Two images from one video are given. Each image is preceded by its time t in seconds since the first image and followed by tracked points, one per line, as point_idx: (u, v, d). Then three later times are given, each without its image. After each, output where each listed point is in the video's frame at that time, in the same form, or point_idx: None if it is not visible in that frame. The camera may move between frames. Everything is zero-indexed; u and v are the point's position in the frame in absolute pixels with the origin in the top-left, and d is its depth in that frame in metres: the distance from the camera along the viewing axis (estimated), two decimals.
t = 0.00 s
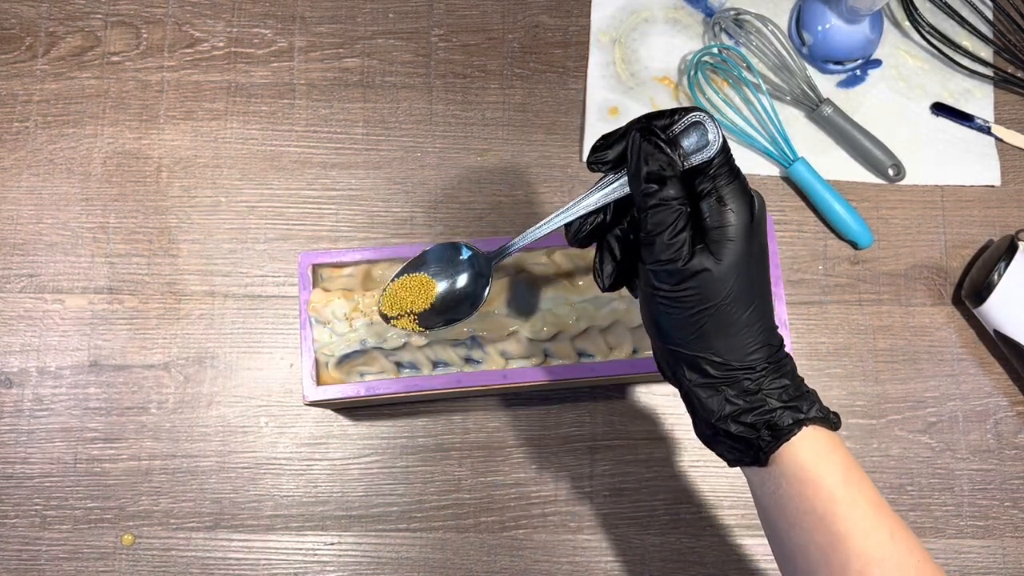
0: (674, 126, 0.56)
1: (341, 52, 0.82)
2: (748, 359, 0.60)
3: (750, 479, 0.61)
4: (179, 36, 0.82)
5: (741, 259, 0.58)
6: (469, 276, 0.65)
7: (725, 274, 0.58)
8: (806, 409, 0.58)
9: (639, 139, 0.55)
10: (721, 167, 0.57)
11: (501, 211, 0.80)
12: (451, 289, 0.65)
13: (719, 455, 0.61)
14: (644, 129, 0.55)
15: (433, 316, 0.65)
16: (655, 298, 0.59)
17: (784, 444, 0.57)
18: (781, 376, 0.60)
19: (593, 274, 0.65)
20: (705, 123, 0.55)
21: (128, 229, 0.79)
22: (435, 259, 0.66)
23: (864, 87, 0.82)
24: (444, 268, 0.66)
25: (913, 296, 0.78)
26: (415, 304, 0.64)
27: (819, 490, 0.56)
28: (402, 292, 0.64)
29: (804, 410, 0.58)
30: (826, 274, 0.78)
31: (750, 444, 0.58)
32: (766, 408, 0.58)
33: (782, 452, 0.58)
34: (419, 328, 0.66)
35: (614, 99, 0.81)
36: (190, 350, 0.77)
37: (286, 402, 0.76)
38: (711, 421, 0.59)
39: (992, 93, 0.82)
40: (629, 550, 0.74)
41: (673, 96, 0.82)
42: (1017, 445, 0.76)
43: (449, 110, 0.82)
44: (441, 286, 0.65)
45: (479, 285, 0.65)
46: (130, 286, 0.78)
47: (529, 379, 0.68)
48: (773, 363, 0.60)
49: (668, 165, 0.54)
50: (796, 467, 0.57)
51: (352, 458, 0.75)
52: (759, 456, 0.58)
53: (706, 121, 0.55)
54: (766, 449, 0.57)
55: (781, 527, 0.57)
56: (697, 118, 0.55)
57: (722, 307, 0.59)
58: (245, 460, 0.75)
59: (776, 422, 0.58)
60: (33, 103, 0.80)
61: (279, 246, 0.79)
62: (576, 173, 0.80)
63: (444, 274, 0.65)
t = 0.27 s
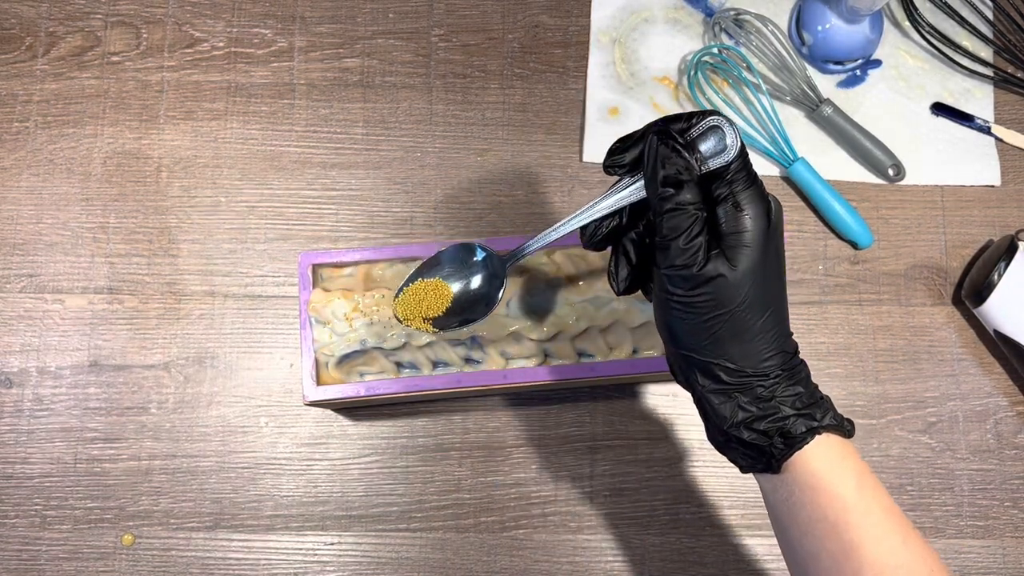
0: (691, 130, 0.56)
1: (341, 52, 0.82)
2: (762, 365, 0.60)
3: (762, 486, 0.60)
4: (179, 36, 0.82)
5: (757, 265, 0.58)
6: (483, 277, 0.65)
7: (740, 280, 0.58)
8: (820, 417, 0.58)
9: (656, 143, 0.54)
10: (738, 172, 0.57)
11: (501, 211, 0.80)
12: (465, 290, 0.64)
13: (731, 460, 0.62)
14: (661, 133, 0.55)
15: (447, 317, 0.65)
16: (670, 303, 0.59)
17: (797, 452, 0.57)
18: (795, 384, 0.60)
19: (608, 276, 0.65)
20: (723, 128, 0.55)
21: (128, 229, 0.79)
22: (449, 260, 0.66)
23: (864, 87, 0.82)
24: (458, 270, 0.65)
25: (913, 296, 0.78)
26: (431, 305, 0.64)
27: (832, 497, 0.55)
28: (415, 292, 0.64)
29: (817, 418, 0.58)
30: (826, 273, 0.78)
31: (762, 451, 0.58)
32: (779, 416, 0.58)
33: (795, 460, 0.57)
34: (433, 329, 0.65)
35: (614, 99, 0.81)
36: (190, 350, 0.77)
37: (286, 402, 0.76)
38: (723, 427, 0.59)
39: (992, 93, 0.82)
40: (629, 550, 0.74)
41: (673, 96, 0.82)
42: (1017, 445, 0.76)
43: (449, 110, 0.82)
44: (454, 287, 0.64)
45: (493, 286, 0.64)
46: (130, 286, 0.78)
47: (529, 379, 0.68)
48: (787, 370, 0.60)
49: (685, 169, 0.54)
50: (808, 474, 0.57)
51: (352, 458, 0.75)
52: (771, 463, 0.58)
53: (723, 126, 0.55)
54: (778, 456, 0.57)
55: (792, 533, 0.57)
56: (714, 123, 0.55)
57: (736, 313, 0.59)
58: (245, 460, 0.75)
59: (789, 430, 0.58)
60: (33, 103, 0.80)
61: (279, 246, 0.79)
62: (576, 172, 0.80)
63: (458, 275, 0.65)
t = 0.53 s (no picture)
0: (710, 129, 0.57)
1: (341, 52, 0.82)
2: (773, 365, 0.60)
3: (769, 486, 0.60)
4: (179, 36, 0.82)
5: (770, 265, 0.58)
6: (493, 267, 0.65)
7: (753, 279, 0.58)
8: (829, 418, 0.59)
9: (674, 140, 0.55)
10: (755, 172, 0.57)
11: (501, 211, 0.80)
12: (475, 280, 0.65)
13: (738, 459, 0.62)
14: (679, 130, 0.56)
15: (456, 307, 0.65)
16: (682, 300, 0.59)
17: (805, 452, 0.57)
18: (805, 384, 0.60)
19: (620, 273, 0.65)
20: (742, 128, 0.56)
21: (128, 229, 0.79)
22: (461, 250, 0.66)
23: (864, 87, 0.82)
24: (470, 260, 0.65)
25: (913, 296, 0.78)
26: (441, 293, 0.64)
27: (840, 498, 0.55)
28: (426, 279, 0.64)
29: (827, 419, 0.58)
30: (826, 273, 0.78)
31: (770, 451, 0.59)
32: (789, 416, 0.59)
33: (803, 460, 0.58)
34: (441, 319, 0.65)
35: (614, 99, 0.81)
36: (190, 350, 0.77)
37: (286, 402, 0.76)
38: (732, 425, 0.60)
39: (992, 93, 0.82)
40: (629, 550, 0.74)
41: (673, 96, 0.82)
42: (1017, 445, 0.76)
43: (449, 110, 0.82)
44: (464, 277, 0.64)
45: (503, 277, 0.65)
46: (130, 286, 0.78)
47: (529, 379, 0.68)
48: (797, 370, 0.60)
49: (702, 167, 0.55)
50: (817, 475, 0.57)
51: (352, 458, 0.75)
52: (779, 463, 0.58)
53: (743, 124, 0.56)
54: (787, 456, 0.57)
55: (798, 534, 0.57)
56: (732, 122, 0.56)
57: (748, 312, 0.59)
58: (245, 460, 0.75)
59: (798, 430, 0.58)
60: (33, 103, 0.80)
61: (279, 246, 0.79)
62: (576, 172, 0.80)
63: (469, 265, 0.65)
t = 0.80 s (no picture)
0: (726, 136, 0.57)
1: (341, 52, 0.82)
2: (786, 373, 0.60)
3: (779, 493, 0.60)
4: (179, 36, 0.82)
5: (785, 272, 0.58)
6: (507, 267, 0.65)
7: (767, 287, 0.58)
8: (841, 426, 0.59)
9: (690, 146, 0.55)
10: (771, 179, 0.57)
11: (501, 211, 0.80)
12: (488, 281, 0.65)
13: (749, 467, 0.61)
14: (695, 136, 0.56)
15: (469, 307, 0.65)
16: (696, 306, 0.59)
17: (818, 460, 0.57)
18: (818, 393, 0.60)
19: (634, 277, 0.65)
20: (758, 135, 0.56)
21: (128, 229, 0.79)
22: (476, 250, 0.66)
23: (864, 87, 0.82)
24: (483, 260, 0.65)
25: (913, 296, 0.78)
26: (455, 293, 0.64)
27: (853, 507, 0.56)
28: (439, 279, 0.65)
29: (839, 428, 0.58)
30: (826, 273, 0.78)
31: (782, 458, 0.58)
32: (801, 424, 0.58)
33: (814, 468, 0.58)
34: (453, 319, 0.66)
35: (614, 99, 0.81)
36: (190, 350, 0.77)
37: (286, 402, 0.76)
38: (744, 432, 0.59)
39: (992, 93, 0.82)
40: (629, 550, 0.74)
41: (673, 96, 0.82)
42: (1017, 445, 0.76)
43: (449, 110, 0.82)
44: (478, 277, 0.64)
45: (516, 278, 0.65)
46: (130, 286, 0.78)
47: (529, 379, 0.67)
48: (810, 378, 0.60)
49: (718, 173, 0.55)
50: (829, 484, 0.57)
51: (352, 458, 0.75)
52: (791, 471, 0.58)
53: (760, 130, 0.55)
54: (799, 464, 0.57)
55: (810, 542, 0.58)
56: (749, 129, 0.56)
57: (762, 319, 0.59)
58: (245, 460, 0.75)
59: (810, 438, 0.58)
60: (33, 103, 0.80)
61: (279, 246, 0.79)
62: (576, 172, 0.80)
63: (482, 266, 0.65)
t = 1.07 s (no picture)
0: (753, 142, 0.56)
1: (341, 52, 0.82)
2: (809, 382, 0.60)
3: (799, 501, 0.60)
4: (179, 36, 0.82)
5: (810, 281, 0.58)
6: (527, 268, 0.65)
7: (792, 295, 0.58)
8: (863, 436, 0.59)
9: (717, 152, 0.55)
10: (797, 187, 0.57)
11: (502, 210, 0.80)
12: (508, 281, 0.65)
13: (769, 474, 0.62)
14: (722, 142, 0.55)
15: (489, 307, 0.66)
16: (720, 314, 0.59)
17: (839, 470, 0.57)
18: (841, 402, 0.60)
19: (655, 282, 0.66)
20: (786, 143, 0.54)
21: (128, 229, 0.79)
22: (495, 250, 0.67)
23: (864, 87, 0.82)
24: (503, 260, 0.66)
25: (913, 296, 0.78)
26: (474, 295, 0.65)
27: (873, 517, 0.55)
28: (459, 280, 0.65)
29: (861, 438, 0.58)
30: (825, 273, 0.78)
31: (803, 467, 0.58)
32: (823, 433, 0.59)
33: (834, 478, 0.57)
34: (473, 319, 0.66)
35: (614, 99, 0.81)
36: (190, 350, 0.77)
37: (286, 402, 0.76)
38: (766, 441, 0.60)
39: (992, 93, 0.82)
40: (629, 550, 0.74)
41: (673, 96, 0.82)
42: (1017, 445, 0.76)
43: (449, 110, 0.82)
44: (498, 277, 0.65)
45: (536, 279, 0.65)
46: (130, 286, 0.78)
47: (529, 379, 0.67)
48: (833, 387, 0.61)
49: (745, 180, 0.54)
50: (849, 493, 0.57)
51: (352, 458, 0.75)
52: (812, 480, 0.58)
53: (789, 138, 0.54)
54: (820, 473, 0.57)
55: (829, 551, 0.57)
56: (777, 136, 0.55)
57: (787, 328, 0.59)
58: (245, 460, 0.75)
59: (832, 447, 0.58)
60: (33, 103, 0.80)
61: (279, 246, 0.79)
62: (576, 172, 0.80)
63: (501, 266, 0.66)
